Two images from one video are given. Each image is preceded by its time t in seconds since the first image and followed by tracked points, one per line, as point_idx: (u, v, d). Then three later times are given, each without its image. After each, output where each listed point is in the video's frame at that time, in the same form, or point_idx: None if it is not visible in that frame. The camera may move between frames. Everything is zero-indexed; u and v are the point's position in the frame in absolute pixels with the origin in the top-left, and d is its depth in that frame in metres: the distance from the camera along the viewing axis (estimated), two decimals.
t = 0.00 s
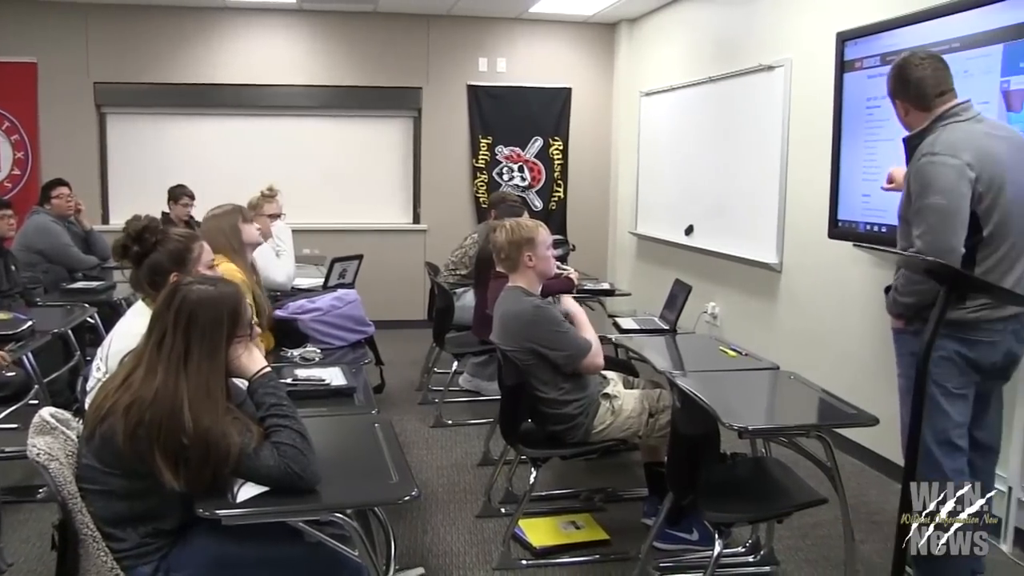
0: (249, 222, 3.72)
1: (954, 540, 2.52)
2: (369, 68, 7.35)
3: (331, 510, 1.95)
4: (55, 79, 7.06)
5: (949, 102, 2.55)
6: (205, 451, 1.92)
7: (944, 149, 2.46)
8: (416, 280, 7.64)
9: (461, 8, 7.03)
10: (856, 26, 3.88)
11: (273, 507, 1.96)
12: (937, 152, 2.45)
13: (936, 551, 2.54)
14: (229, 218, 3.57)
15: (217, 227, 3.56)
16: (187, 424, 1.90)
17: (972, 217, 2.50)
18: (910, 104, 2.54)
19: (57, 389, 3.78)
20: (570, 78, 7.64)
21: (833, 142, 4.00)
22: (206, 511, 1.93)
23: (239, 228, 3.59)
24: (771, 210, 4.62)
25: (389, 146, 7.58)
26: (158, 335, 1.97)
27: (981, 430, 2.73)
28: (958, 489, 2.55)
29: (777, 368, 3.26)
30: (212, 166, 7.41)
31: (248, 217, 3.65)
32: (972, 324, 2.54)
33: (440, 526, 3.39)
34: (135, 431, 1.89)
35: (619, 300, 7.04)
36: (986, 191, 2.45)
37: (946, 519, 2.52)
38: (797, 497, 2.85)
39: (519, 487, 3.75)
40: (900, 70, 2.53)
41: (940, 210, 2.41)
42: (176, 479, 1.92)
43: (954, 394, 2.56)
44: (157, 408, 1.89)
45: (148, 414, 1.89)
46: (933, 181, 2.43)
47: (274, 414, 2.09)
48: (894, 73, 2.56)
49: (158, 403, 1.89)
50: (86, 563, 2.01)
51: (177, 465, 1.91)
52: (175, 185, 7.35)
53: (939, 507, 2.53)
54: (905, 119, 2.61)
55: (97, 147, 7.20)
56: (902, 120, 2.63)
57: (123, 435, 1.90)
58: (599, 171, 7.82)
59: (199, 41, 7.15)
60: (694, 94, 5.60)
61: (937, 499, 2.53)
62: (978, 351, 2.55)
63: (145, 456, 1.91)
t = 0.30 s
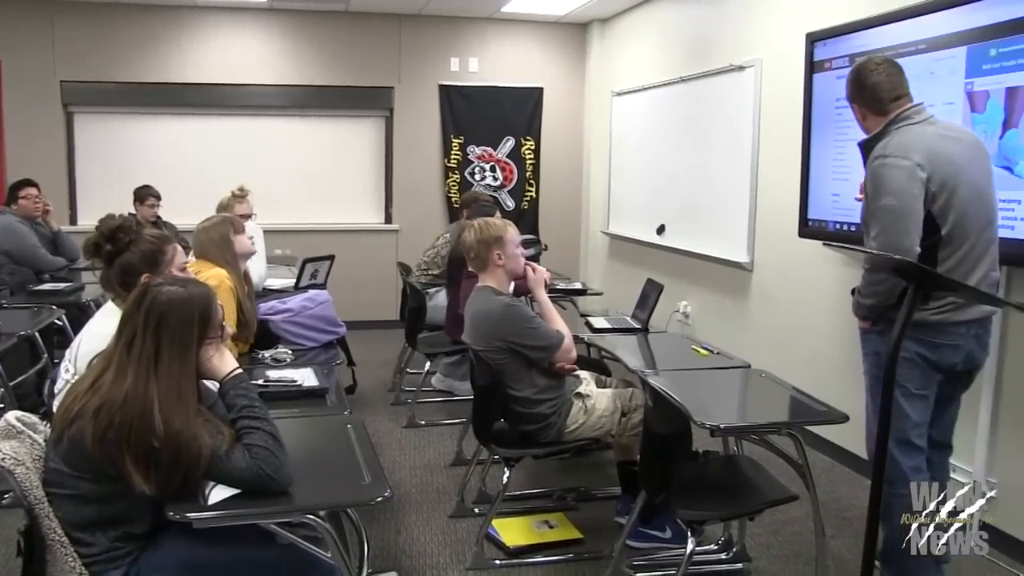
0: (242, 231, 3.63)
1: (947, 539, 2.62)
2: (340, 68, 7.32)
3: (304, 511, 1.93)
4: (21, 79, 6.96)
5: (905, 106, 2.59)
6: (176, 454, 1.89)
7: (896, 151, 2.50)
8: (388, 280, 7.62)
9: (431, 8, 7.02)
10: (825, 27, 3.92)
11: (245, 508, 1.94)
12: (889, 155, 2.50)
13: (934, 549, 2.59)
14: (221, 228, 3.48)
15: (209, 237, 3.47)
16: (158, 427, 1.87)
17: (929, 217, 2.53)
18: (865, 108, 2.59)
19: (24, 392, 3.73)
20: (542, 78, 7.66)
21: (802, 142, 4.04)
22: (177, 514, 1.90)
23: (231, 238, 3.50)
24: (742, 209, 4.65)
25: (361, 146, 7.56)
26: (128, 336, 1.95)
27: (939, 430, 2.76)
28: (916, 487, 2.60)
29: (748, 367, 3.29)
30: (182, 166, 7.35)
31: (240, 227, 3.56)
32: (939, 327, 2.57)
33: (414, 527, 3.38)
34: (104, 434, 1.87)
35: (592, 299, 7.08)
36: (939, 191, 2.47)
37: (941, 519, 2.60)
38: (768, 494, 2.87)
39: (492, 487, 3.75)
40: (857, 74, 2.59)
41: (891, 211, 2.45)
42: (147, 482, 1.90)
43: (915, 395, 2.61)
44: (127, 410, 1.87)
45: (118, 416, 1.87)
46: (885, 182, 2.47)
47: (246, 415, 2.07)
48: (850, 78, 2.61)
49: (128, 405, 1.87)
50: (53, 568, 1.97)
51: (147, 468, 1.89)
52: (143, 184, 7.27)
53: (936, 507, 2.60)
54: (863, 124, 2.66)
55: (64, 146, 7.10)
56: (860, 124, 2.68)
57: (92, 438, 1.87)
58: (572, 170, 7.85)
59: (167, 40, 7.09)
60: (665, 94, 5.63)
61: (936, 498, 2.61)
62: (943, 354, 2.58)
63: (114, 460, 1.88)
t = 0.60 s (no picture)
0: (215, 230, 3.60)
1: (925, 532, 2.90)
2: (308, 67, 7.28)
3: (274, 514, 1.91)
4: None
5: (869, 106, 2.61)
6: (145, 457, 1.87)
7: (860, 150, 2.53)
8: (359, 281, 7.60)
9: (401, 7, 7.00)
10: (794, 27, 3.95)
11: (216, 510, 1.92)
12: (854, 155, 2.53)
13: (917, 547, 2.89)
14: (193, 226, 3.44)
15: (180, 235, 3.44)
16: (127, 431, 1.85)
17: (892, 216, 2.57)
18: (831, 107, 2.61)
19: None
20: (513, 78, 7.67)
21: (771, 142, 4.08)
22: (145, 518, 1.88)
23: (203, 237, 3.46)
24: (711, 208, 4.68)
25: (332, 146, 7.54)
26: (95, 338, 1.91)
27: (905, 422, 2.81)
28: (886, 481, 2.64)
29: (717, 365, 3.31)
30: (149, 165, 7.27)
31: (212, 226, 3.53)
32: (900, 322, 2.60)
33: (386, 527, 3.37)
34: (71, 438, 1.84)
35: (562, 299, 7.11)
36: (902, 190, 2.51)
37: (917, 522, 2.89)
38: (739, 492, 2.89)
39: (464, 487, 3.75)
40: (823, 75, 2.61)
41: (856, 210, 2.49)
42: (115, 486, 1.88)
43: (883, 390, 2.64)
44: (94, 414, 1.84)
45: (85, 420, 1.84)
46: (850, 182, 2.50)
47: (216, 418, 2.05)
48: (817, 77, 2.64)
49: (96, 409, 1.85)
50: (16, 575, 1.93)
51: (116, 473, 1.87)
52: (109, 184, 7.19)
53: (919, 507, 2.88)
54: (829, 121, 2.68)
55: (29, 145, 7.00)
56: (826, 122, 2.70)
57: (58, 443, 1.84)
58: (543, 170, 7.87)
59: (132, 39, 7.01)
60: (635, 94, 5.65)
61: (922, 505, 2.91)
62: (905, 349, 2.61)
63: (82, 464, 1.86)
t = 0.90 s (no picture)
0: (188, 233, 3.57)
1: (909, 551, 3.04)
2: (279, 67, 7.24)
3: (248, 516, 1.91)
4: None
5: (849, 104, 2.65)
6: (116, 462, 1.85)
7: (844, 145, 2.54)
8: (333, 281, 7.56)
9: (372, 7, 6.98)
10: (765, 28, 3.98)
11: (189, 513, 1.91)
12: (838, 149, 2.53)
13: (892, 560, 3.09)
14: (167, 228, 3.41)
15: (153, 237, 3.41)
16: (97, 436, 1.83)
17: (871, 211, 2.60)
18: (814, 103, 2.63)
19: None
20: (485, 79, 7.67)
21: (742, 141, 4.11)
22: (116, 522, 1.86)
23: (177, 239, 3.43)
24: (684, 208, 4.71)
25: (304, 146, 7.50)
26: (64, 342, 1.87)
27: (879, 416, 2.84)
28: (863, 473, 2.67)
29: (689, 363, 3.33)
30: (117, 166, 7.20)
31: (186, 228, 3.50)
32: (875, 316, 2.64)
33: (360, 528, 3.36)
34: (40, 443, 1.81)
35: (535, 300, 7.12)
36: (883, 185, 2.55)
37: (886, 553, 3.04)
38: (711, 490, 2.91)
39: (438, 487, 3.75)
40: (806, 71, 2.63)
41: (843, 202, 2.48)
42: (85, 491, 1.86)
43: (859, 383, 2.66)
44: (63, 419, 1.81)
45: (55, 426, 1.81)
46: (837, 175, 2.49)
47: (188, 420, 2.03)
48: (799, 73, 2.65)
49: (65, 414, 1.81)
50: None
51: (86, 478, 1.84)
52: (77, 184, 7.10)
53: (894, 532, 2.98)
54: (808, 117, 2.71)
55: None
56: (805, 118, 2.72)
57: (26, 447, 1.81)
58: (516, 170, 7.89)
59: (99, 38, 6.93)
60: (608, 94, 5.67)
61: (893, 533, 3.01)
62: (880, 342, 2.65)
63: (51, 469, 1.83)
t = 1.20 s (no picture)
0: (157, 233, 3.54)
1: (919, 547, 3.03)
2: (247, 66, 7.19)
3: (218, 519, 1.89)
4: None
5: (824, 104, 2.67)
6: (83, 467, 1.83)
7: (828, 139, 2.56)
8: (303, 282, 7.52)
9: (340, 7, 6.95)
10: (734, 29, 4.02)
11: (158, 517, 1.89)
12: (822, 142, 2.55)
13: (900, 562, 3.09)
14: (134, 228, 3.38)
15: (120, 237, 3.37)
16: (63, 441, 1.81)
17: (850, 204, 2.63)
18: (789, 101, 2.66)
19: None
20: (456, 79, 7.68)
21: (712, 141, 4.14)
22: (83, 527, 1.84)
23: (145, 238, 3.40)
24: (654, 207, 4.73)
25: (273, 146, 7.46)
26: (30, 346, 1.84)
27: (852, 410, 2.87)
28: (833, 467, 2.70)
29: (659, 362, 3.35)
30: (82, 166, 7.09)
31: (154, 228, 3.47)
32: (855, 310, 2.66)
33: (332, 530, 3.34)
34: (5, 449, 1.80)
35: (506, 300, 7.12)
36: (864, 179, 2.59)
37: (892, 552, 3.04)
38: (683, 488, 2.92)
39: (410, 488, 3.75)
40: (782, 70, 2.66)
41: (828, 192, 2.50)
42: (51, 497, 1.84)
43: (835, 379, 2.69)
44: (29, 422, 1.80)
45: (20, 431, 1.80)
46: (822, 166, 2.51)
47: (157, 423, 1.99)
48: (777, 72, 2.68)
49: (30, 419, 1.80)
50: None
51: (52, 484, 1.83)
52: (41, 184, 6.98)
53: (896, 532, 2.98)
54: (784, 116, 2.73)
55: None
56: (781, 116, 2.74)
57: None
58: (487, 170, 7.89)
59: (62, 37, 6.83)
60: (579, 94, 5.69)
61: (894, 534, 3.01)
62: (858, 336, 2.68)
63: (18, 475, 1.82)
